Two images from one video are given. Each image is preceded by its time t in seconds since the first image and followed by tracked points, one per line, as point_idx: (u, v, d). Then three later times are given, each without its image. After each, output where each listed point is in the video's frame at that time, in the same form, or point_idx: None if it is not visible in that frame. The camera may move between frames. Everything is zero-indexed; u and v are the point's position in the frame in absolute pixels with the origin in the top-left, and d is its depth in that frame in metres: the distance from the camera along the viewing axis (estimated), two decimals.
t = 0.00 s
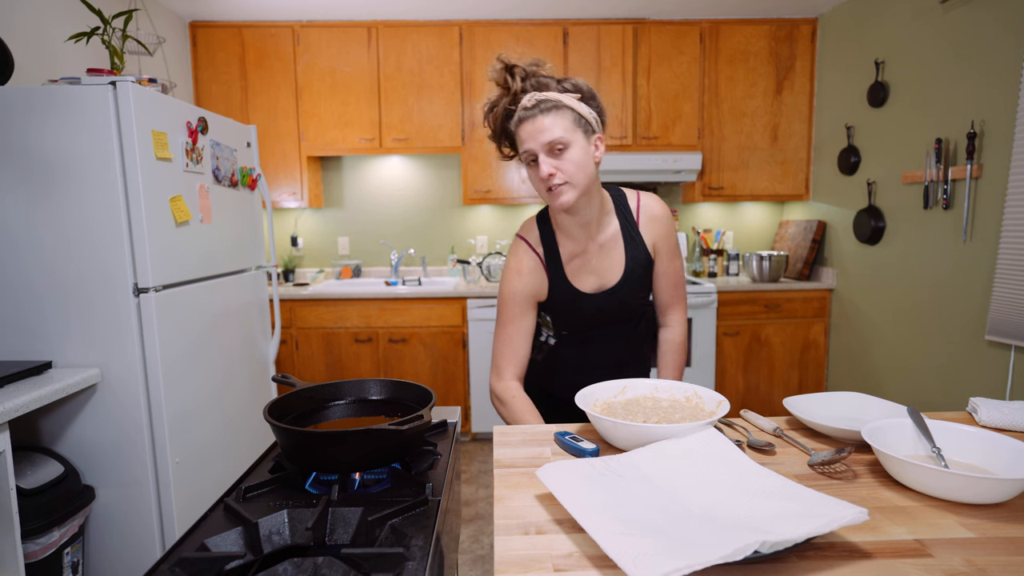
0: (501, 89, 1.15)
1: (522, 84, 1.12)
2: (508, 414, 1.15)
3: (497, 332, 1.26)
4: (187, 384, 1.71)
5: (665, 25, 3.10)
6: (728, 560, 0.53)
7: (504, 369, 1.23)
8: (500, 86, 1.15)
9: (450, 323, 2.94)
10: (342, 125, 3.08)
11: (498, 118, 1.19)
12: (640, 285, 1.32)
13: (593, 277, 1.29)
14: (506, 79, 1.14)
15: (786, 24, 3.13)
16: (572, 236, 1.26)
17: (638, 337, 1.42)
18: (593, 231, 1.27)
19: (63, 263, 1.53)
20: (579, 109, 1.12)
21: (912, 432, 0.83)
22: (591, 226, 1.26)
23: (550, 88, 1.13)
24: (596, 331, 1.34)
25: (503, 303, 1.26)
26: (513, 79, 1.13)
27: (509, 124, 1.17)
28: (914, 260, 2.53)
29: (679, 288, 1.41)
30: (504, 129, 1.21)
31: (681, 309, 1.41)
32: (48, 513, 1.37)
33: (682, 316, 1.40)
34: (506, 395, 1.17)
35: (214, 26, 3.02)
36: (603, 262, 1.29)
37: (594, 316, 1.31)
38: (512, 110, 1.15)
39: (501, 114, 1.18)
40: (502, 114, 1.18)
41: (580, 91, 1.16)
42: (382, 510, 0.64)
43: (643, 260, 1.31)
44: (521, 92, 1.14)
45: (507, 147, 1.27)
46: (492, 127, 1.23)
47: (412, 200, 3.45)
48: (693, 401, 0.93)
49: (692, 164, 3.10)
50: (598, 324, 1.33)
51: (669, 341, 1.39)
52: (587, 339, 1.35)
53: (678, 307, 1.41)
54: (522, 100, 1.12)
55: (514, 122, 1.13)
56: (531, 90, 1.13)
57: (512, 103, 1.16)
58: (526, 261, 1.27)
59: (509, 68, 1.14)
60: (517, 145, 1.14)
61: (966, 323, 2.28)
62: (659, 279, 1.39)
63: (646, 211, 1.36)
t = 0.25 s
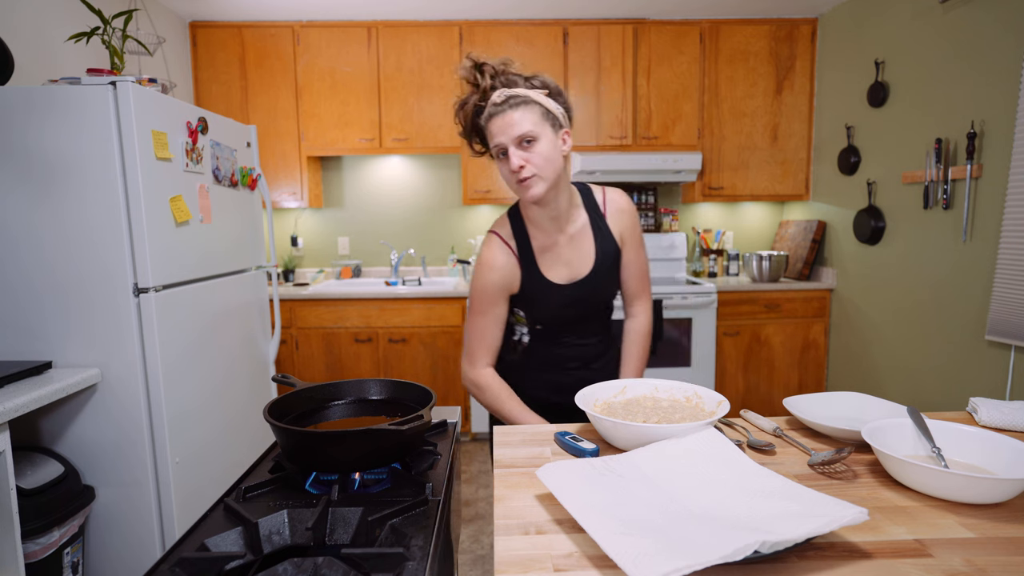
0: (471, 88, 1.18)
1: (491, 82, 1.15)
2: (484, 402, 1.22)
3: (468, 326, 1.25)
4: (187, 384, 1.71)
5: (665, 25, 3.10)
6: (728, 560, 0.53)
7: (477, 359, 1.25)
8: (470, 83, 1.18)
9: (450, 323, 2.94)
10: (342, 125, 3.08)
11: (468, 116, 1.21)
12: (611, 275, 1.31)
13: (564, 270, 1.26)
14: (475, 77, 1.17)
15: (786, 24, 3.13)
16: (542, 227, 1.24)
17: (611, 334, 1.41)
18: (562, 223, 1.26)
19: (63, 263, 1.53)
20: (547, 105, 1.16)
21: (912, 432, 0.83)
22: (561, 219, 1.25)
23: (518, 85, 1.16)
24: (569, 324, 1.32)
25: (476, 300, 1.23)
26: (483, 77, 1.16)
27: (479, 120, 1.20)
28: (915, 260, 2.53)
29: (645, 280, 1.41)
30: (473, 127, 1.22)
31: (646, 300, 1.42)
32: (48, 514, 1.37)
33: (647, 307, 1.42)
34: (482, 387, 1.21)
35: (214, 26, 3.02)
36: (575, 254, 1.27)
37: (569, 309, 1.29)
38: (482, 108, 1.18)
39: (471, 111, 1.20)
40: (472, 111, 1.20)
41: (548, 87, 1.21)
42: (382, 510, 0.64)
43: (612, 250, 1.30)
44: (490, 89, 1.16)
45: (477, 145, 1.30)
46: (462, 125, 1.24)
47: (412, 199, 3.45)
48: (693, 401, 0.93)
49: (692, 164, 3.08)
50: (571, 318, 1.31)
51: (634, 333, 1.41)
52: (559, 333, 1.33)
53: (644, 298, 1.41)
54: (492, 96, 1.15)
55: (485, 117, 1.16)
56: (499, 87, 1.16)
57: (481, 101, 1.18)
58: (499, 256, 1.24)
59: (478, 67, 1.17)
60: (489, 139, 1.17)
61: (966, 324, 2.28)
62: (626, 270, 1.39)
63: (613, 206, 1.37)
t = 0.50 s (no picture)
0: (444, 79, 1.21)
1: (464, 75, 1.18)
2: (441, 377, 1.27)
3: (427, 306, 1.32)
4: (187, 384, 1.71)
5: (665, 25, 3.10)
6: (728, 560, 0.53)
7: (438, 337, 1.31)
8: (443, 75, 1.21)
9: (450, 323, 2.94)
10: (342, 125, 3.08)
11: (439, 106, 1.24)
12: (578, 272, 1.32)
13: (525, 261, 1.29)
14: (449, 70, 1.20)
15: (786, 24, 3.13)
16: (505, 219, 1.28)
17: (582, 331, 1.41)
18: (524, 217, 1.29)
19: (63, 264, 1.53)
20: (518, 103, 1.20)
21: (912, 432, 0.83)
22: (523, 211, 1.28)
23: (490, 80, 1.19)
24: (537, 317, 1.32)
25: (434, 281, 1.29)
26: (455, 70, 1.19)
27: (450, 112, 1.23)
28: (915, 260, 2.53)
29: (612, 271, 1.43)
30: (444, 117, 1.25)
31: (613, 290, 1.45)
32: (48, 514, 1.37)
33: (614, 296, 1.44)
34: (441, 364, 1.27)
35: (214, 26, 3.02)
36: (536, 247, 1.30)
37: (536, 299, 1.29)
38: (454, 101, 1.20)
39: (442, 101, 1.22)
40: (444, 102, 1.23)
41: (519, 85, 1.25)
42: (382, 510, 0.64)
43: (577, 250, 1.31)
44: (462, 82, 1.19)
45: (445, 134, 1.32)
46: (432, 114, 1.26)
47: (413, 199, 3.45)
48: (693, 401, 0.93)
49: (692, 164, 3.08)
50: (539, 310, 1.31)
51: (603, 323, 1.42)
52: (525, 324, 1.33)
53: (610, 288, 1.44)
54: (465, 90, 1.18)
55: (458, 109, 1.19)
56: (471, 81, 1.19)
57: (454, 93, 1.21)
58: (457, 241, 1.29)
59: (452, 59, 1.19)
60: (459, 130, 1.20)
61: (966, 323, 2.28)
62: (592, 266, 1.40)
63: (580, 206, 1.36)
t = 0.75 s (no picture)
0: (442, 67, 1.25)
1: (460, 65, 1.22)
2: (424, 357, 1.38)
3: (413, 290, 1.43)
4: (187, 384, 1.71)
5: (665, 25, 3.10)
6: (728, 560, 0.53)
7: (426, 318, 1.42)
8: (441, 62, 1.25)
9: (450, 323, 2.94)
10: (342, 125, 3.08)
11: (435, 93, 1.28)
12: (548, 265, 1.29)
13: (497, 247, 1.30)
14: (448, 58, 1.24)
15: (786, 24, 3.13)
16: (484, 206, 1.30)
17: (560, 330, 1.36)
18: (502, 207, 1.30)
19: (63, 264, 1.53)
20: (511, 101, 1.23)
21: (912, 432, 0.83)
22: (501, 201, 1.29)
23: (484, 75, 1.23)
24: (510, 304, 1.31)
25: (415, 258, 1.41)
26: (454, 59, 1.23)
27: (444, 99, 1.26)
28: (915, 260, 2.53)
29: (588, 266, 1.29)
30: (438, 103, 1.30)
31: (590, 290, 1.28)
32: (48, 514, 1.37)
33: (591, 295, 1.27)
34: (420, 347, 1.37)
35: (214, 26, 3.02)
36: (508, 234, 1.29)
37: (508, 286, 1.29)
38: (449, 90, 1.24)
39: (438, 88, 1.27)
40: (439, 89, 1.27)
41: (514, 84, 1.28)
42: (382, 511, 0.64)
43: (547, 241, 1.28)
44: (459, 72, 1.23)
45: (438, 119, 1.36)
46: (427, 99, 1.32)
47: (413, 199, 3.45)
48: (693, 401, 0.93)
49: (691, 164, 3.08)
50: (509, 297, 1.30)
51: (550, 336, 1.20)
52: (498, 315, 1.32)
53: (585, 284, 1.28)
54: (461, 80, 1.21)
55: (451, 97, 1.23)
56: (467, 72, 1.23)
57: (450, 82, 1.25)
58: (430, 223, 1.37)
59: (451, 49, 1.23)
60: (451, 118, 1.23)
61: (966, 323, 2.28)
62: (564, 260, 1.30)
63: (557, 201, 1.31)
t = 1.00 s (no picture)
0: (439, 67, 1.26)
1: (456, 66, 1.22)
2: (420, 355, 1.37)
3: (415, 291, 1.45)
4: (187, 384, 1.71)
5: (665, 25, 3.10)
6: (728, 560, 0.53)
7: (425, 318, 1.42)
8: (438, 63, 1.25)
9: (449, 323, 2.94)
10: (342, 125, 3.08)
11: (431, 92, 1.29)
12: (529, 259, 1.27)
13: (484, 239, 1.30)
14: (444, 59, 1.24)
15: (786, 24, 3.13)
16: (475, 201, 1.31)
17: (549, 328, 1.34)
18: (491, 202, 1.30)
19: (64, 264, 1.53)
20: (505, 102, 1.24)
21: (912, 432, 0.83)
22: (490, 195, 1.29)
23: (479, 76, 1.23)
24: (494, 298, 1.30)
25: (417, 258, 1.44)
26: (450, 60, 1.23)
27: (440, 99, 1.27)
28: (915, 260, 2.53)
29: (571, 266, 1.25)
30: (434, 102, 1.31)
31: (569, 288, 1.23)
32: (48, 514, 1.37)
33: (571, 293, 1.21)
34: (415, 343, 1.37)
35: (214, 26, 3.02)
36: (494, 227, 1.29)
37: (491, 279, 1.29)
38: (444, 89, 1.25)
39: (434, 88, 1.27)
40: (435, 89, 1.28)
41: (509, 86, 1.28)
42: (383, 511, 0.64)
43: (529, 234, 1.26)
44: (455, 73, 1.23)
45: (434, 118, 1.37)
46: (424, 98, 1.32)
47: (413, 199, 3.45)
48: (693, 401, 0.93)
49: (691, 164, 3.08)
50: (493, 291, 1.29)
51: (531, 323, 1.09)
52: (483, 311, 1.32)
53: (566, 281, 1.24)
54: (456, 80, 1.22)
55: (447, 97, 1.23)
56: (462, 74, 1.23)
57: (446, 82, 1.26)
58: (428, 222, 1.39)
59: (448, 50, 1.24)
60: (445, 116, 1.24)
61: (966, 323, 2.28)
62: (547, 257, 1.26)
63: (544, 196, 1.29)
